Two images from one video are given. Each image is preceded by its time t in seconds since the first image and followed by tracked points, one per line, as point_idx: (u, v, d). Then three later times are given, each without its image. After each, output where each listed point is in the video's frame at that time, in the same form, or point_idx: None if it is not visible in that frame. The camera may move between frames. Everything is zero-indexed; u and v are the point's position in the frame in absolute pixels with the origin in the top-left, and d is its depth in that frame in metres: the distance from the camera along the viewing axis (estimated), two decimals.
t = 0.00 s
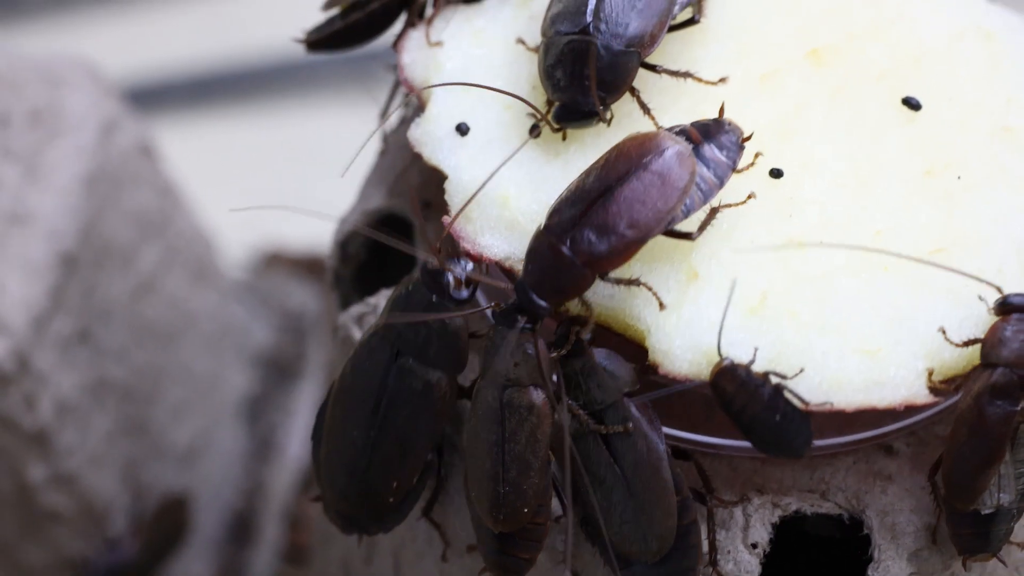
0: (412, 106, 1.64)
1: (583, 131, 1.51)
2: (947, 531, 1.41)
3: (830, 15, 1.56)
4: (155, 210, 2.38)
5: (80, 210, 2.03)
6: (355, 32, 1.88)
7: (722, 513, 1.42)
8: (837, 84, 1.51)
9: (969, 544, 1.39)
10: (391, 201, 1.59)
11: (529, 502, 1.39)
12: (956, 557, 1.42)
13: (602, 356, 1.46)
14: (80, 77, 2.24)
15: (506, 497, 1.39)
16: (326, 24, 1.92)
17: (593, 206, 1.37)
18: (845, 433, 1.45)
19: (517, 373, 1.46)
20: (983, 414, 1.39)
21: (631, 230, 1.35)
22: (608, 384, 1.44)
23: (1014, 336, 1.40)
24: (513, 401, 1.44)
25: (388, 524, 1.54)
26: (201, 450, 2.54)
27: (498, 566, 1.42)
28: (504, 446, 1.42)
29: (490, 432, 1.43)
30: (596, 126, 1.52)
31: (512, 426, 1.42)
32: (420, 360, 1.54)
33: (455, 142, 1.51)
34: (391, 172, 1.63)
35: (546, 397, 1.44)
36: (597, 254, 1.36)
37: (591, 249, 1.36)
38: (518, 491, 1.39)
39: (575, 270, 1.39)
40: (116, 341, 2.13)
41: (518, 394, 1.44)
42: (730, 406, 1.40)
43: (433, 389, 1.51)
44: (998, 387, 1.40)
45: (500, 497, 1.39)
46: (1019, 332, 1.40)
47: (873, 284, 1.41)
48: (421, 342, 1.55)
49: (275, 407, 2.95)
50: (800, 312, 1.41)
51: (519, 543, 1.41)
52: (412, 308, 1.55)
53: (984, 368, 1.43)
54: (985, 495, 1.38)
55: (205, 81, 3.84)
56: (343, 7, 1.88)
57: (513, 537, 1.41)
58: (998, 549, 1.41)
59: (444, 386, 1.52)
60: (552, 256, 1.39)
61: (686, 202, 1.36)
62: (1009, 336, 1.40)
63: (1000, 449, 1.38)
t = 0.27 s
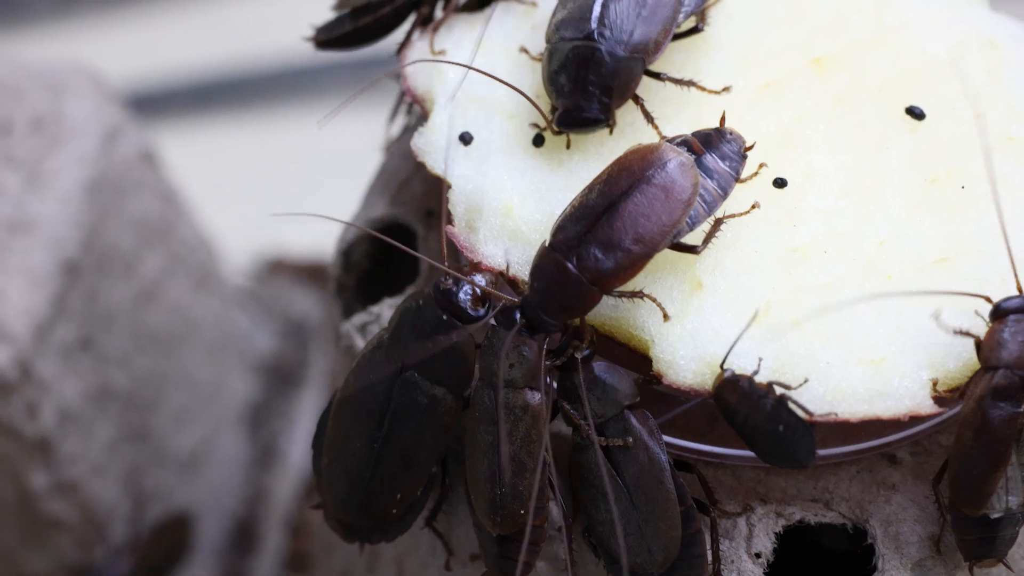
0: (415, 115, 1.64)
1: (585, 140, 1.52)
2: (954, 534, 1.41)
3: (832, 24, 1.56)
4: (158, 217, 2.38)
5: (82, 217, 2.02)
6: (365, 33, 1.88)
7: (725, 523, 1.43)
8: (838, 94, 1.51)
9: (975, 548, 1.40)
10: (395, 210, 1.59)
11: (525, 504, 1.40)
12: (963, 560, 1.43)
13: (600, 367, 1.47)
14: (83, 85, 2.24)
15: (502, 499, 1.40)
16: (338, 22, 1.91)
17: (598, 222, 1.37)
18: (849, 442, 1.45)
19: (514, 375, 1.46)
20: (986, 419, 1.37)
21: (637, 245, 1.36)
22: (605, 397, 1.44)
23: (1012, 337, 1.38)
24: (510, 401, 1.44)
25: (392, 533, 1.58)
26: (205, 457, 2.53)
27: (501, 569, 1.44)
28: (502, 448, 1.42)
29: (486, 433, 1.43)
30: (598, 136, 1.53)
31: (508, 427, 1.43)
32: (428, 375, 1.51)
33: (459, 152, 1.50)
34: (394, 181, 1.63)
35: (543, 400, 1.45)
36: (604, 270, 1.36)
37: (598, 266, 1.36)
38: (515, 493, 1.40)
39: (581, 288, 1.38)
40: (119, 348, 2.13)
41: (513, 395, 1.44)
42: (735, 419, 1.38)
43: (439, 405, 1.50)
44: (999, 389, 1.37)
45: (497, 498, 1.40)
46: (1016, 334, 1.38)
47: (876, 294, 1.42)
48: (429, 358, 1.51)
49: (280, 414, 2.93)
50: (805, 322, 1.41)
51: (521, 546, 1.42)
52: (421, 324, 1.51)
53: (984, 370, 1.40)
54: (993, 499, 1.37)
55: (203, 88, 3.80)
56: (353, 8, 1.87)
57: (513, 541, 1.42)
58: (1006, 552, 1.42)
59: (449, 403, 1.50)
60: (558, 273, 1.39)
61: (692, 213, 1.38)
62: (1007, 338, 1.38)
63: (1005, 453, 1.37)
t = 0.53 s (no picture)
0: (417, 126, 1.64)
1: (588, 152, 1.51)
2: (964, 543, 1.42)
3: (833, 35, 1.56)
4: (160, 226, 2.38)
5: (83, 226, 2.03)
6: (381, 35, 1.86)
7: (726, 533, 1.42)
8: (840, 104, 1.51)
9: (985, 555, 1.41)
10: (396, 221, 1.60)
11: (527, 509, 1.40)
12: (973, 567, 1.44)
13: (603, 376, 1.47)
14: (85, 95, 2.25)
15: (504, 506, 1.40)
16: (352, 22, 1.87)
17: (599, 237, 1.37)
18: (850, 453, 1.45)
19: (513, 380, 1.46)
20: (989, 427, 1.37)
21: (638, 260, 1.36)
22: (607, 405, 1.44)
23: (1011, 345, 1.38)
24: (508, 407, 1.44)
25: (394, 545, 1.56)
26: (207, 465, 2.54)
27: None
28: (501, 453, 1.42)
29: (486, 437, 1.43)
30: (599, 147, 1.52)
31: (507, 432, 1.43)
32: (427, 388, 1.51)
33: (460, 164, 1.50)
34: (396, 192, 1.63)
35: (541, 406, 1.46)
36: (605, 285, 1.37)
37: (599, 281, 1.37)
38: (515, 499, 1.40)
39: (583, 302, 1.39)
40: (121, 357, 2.13)
41: (513, 400, 1.45)
42: (739, 428, 1.38)
43: (439, 416, 1.50)
44: (1000, 396, 1.37)
45: (499, 506, 1.40)
46: (1015, 340, 1.38)
47: (879, 304, 1.41)
48: (428, 371, 1.51)
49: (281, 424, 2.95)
50: (808, 332, 1.41)
51: (522, 552, 1.42)
52: (417, 335, 1.51)
53: (987, 379, 1.39)
54: (1003, 506, 1.39)
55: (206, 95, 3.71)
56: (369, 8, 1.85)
57: (517, 548, 1.42)
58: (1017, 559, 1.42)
59: (449, 413, 1.51)
60: (560, 288, 1.40)
61: (693, 227, 1.38)
62: (1005, 345, 1.38)
63: (1011, 459, 1.37)
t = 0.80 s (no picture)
0: (411, 145, 1.64)
1: (581, 173, 1.51)
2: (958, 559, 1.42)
3: (826, 56, 1.57)
4: (156, 242, 2.38)
5: (79, 243, 2.03)
6: (383, 48, 1.84)
7: (719, 555, 1.44)
8: (833, 125, 1.51)
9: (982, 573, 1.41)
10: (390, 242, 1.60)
11: (518, 529, 1.41)
12: None
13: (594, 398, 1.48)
14: (82, 111, 2.24)
15: (494, 525, 1.40)
16: (355, 32, 1.85)
17: (591, 261, 1.37)
18: (842, 474, 1.44)
19: (506, 401, 1.45)
20: (983, 444, 1.35)
21: (631, 282, 1.36)
22: (598, 428, 1.44)
23: (1002, 362, 1.37)
24: (499, 427, 1.43)
25: (395, 566, 1.53)
26: (203, 481, 2.54)
27: None
28: (491, 473, 1.41)
29: (477, 457, 1.42)
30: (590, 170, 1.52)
31: (496, 452, 1.41)
32: (403, 391, 1.50)
33: (453, 185, 1.50)
34: (389, 212, 1.63)
35: (531, 424, 1.44)
36: (599, 308, 1.37)
37: (593, 305, 1.37)
38: (506, 520, 1.40)
39: (576, 326, 1.39)
40: (116, 374, 2.13)
41: (503, 420, 1.43)
42: (731, 450, 1.38)
43: (425, 425, 1.48)
44: (993, 413, 1.36)
45: (488, 525, 1.40)
46: (1007, 358, 1.38)
47: (871, 326, 1.41)
48: (402, 373, 1.50)
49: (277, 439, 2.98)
50: (799, 354, 1.41)
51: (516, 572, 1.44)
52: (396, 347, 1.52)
53: (977, 395, 1.39)
54: (997, 524, 1.38)
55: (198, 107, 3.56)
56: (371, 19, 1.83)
57: (509, 566, 1.44)
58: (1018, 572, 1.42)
59: (436, 423, 1.48)
60: (552, 312, 1.39)
61: (687, 248, 1.38)
62: (996, 363, 1.38)
63: (1004, 476, 1.35)
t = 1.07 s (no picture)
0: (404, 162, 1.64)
1: (574, 193, 1.51)
2: None
3: (819, 75, 1.57)
4: (150, 256, 2.38)
5: (73, 259, 2.03)
6: (376, 68, 1.83)
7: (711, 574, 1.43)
8: (827, 143, 1.51)
9: None
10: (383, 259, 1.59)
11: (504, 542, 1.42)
12: None
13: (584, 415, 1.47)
14: (76, 125, 2.24)
15: (479, 535, 1.41)
16: (348, 54, 1.86)
17: (584, 280, 1.36)
18: (834, 494, 1.46)
19: (496, 415, 1.46)
20: (976, 463, 1.34)
21: (624, 303, 1.35)
22: (590, 445, 1.44)
23: (993, 380, 1.36)
24: (487, 438, 1.44)
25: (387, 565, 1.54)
26: (199, 493, 2.54)
27: None
28: (478, 485, 1.41)
29: (465, 469, 1.43)
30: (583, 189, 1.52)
31: (483, 465, 1.42)
32: (384, 375, 1.50)
33: (446, 204, 1.50)
34: (382, 229, 1.63)
35: (516, 438, 1.45)
36: (591, 328, 1.35)
37: (585, 324, 1.35)
38: (491, 531, 1.41)
39: (569, 345, 1.38)
40: (110, 389, 2.13)
41: (492, 432, 1.44)
42: (723, 470, 1.39)
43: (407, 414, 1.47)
44: (986, 431, 1.35)
45: (473, 535, 1.41)
46: (997, 375, 1.37)
47: (864, 347, 1.41)
48: (385, 357, 1.51)
49: (272, 452, 2.99)
50: (792, 374, 1.41)
51: None
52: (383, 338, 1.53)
53: (970, 413, 1.37)
54: (991, 542, 1.37)
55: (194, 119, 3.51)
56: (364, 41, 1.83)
57: None
58: None
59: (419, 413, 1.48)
60: (545, 331, 1.39)
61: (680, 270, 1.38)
62: (987, 380, 1.37)
63: (997, 493, 1.33)
